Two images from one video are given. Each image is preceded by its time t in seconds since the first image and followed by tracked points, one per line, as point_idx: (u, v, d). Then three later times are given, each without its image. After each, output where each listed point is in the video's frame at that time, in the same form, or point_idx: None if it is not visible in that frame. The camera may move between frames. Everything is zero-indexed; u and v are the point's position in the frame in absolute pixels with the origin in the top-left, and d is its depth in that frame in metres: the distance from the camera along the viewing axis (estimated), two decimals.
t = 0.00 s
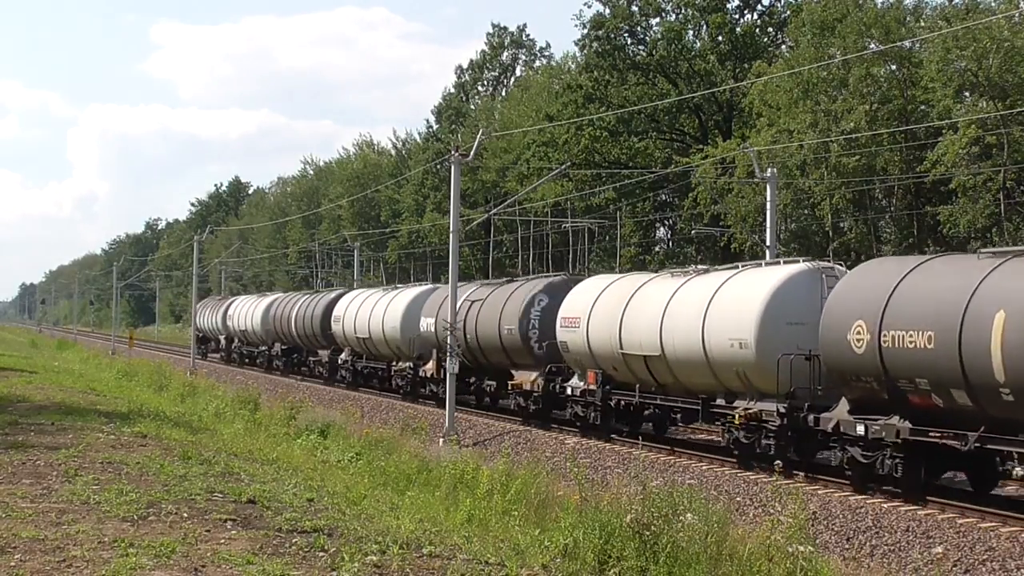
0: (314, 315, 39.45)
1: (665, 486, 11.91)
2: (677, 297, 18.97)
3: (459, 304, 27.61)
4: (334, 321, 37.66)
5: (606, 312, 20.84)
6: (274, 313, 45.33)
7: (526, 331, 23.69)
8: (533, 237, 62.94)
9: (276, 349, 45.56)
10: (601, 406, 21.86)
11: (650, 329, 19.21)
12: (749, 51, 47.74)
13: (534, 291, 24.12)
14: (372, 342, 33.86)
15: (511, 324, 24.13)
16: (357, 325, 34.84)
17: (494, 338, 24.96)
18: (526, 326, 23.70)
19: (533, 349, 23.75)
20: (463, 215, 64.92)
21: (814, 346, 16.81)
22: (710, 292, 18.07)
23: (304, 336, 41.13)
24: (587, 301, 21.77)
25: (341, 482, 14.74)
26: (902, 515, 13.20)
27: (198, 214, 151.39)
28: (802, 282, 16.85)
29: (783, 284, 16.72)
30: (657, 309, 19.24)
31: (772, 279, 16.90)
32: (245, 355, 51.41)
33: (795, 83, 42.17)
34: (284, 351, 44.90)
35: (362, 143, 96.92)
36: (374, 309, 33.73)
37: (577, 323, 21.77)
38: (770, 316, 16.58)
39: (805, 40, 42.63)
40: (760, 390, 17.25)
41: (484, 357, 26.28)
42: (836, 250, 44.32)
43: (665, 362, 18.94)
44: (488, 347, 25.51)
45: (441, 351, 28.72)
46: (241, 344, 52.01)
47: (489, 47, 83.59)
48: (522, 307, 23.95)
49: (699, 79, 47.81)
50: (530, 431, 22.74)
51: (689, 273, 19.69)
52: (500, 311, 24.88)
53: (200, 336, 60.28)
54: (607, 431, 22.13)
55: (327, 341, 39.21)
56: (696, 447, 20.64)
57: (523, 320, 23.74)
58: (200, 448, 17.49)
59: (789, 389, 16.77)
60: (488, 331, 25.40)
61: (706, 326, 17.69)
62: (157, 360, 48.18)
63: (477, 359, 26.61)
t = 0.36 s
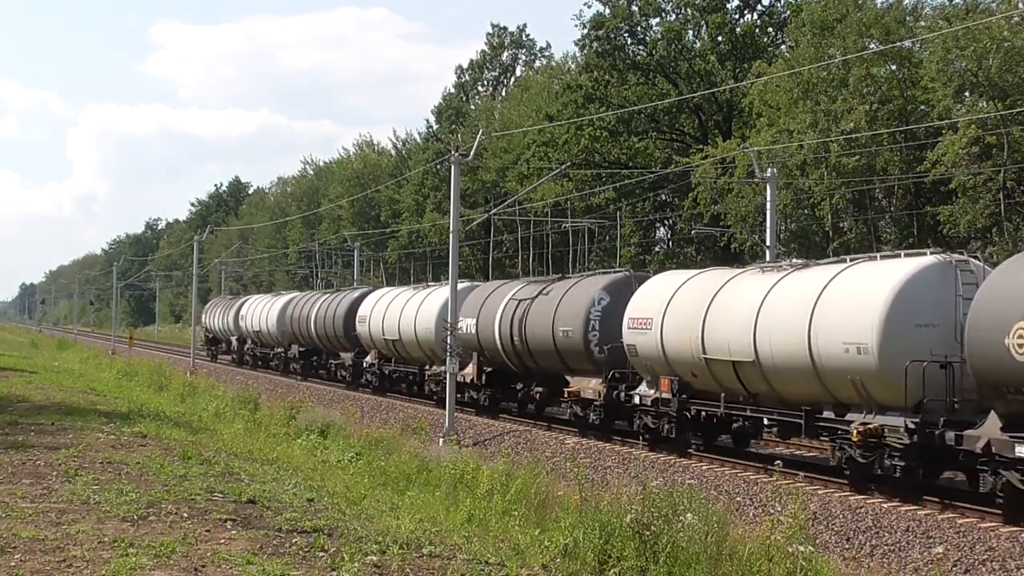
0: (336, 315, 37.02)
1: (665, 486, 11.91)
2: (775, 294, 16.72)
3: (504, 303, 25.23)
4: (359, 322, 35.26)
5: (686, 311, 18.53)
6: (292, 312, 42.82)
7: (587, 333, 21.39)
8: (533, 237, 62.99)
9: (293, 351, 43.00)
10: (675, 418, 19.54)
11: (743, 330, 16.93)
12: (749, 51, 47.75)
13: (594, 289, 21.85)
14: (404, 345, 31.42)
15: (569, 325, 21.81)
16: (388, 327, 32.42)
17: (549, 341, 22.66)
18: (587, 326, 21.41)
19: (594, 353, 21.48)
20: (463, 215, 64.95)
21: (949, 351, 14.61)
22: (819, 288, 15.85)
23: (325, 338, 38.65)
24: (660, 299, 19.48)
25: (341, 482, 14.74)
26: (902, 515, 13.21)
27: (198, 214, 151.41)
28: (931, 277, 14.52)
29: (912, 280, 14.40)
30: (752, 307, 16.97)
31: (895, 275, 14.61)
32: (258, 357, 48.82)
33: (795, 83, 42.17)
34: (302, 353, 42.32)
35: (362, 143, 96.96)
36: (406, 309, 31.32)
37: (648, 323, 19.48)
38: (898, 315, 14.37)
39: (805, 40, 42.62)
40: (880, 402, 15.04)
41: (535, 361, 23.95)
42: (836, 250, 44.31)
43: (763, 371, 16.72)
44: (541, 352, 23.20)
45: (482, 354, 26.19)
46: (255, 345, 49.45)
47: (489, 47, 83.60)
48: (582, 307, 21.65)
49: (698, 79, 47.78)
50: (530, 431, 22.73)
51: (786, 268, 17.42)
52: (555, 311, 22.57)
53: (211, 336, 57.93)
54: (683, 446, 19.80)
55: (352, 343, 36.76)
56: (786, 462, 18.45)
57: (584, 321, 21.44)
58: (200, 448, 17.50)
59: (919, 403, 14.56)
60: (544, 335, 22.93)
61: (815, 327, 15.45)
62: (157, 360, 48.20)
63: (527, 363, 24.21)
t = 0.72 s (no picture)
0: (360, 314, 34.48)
1: (666, 486, 11.91)
2: (902, 291, 14.16)
3: (558, 303, 22.67)
4: (387, 322, 32.71)
5: (785, 311, 15.96)
6: (312, 312, 40.28)
7: (660, 335, 18.87)
8: (532, 237, 63.01)
9: (314, 352, 40.48)
10: (770, 431, 17.03)
11: (863, 333, 14.38)
12: (749, 52, 47.76)
13: (668, 287, 19.31)
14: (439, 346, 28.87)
15: (640, 326, 19.29)
16: (422, 327, 29.84)
17: (614, 344, 20.15)
18: (660, 327, 18.88)
19: (668, 358, 18.99)
20: (463, 215, 64.94)
21: None
22: (962, 279, 13.35)
23: (349, 339, 36.06)
24: (750, 299, 16.91)
25: (341, 482, 14.74)
26: (902, 515, 13.20)
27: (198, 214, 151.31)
28: None
29: None
30: (873, 305, 14.42)
31: None
32: (277, 358, 46.28)
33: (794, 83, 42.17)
34: (323, 355, 39.80)
35: (362, 143, 96.94)
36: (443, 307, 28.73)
37: (738, 324, 16.90)
38: None
39: (805, 40, 42.60)
40: None
41: (596, 367, 21.41)
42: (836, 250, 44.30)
43: (890, 377, 14.12)
44: (604, 357, 20.70)
45: (480, 355, 26.19)
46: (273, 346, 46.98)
47: (489, 47, 83.58)
48: (654, 306, 19.15)
49: (699, 79, 47.77)
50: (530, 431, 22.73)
51: (909, 262, 14.84)
52: (621, 310, 20.07)
53: (221, 338, 55.61)
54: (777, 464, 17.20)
55: (378, 344, 34.14)
56: (860, 476, 16.69)
57: (656, 322, 18.92)
58: (200, 448, 17.50)
59: None
60: (606, 335, 20.36)
61: (961, 326, 12.94)
62: (156, 360, 48.21)
63: (585, 367, 21.67)
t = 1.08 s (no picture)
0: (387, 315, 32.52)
1: (666, 486, 11.91)
2: None
3: (625, 304, 20.39)
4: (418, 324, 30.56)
5: (920, 306, 13.67)
6: (334, 312, 38.29)
7: (752, 337, 16.72)
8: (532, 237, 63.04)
9: (335, 355, 38.57)
10: (895, 450, 14.67)
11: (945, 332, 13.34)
12: (749, 52, 47.76)
13: (760, 284, 17.13)
14: (481, 349, 26.08)
15: (728, 328, 17.11)
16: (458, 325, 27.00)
17: (694, 347, 17.97)
18: (753, 329, 16.73)
19: (761, 364, 16.80)
20: (463, 215, 64.99)
21: None
22: None
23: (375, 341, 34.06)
24: (872, 294, 14.57)
25: (341, 482, 14.75)
26: (902, 515, 13.21)
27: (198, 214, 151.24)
28: None
29: None
30: None
31: None
32: (295, 361, 44.52)
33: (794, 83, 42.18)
34: (345, 357, 37.90)
35: (362, 143, 96.93)
36: (485, 305, 25.94)
37: (856, 325, 14.55)
38: None
39: (805, 41, 42.59)
40: None
41: (670, 374, 19.14)
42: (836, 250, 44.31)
43: None
44: (681, 363, 18.51)
45: (479, 356, 26.23)
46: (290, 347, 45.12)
47: (490, 47, 83.55)
48: (745, 306, 16.99)
49: (699, 79, 47.78)
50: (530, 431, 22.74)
51: None
52: (704, 308, 17.92)
53: (232, 339, 54.52)
54: (903, 487, 14.88)
55: (408, 347, 32.26)
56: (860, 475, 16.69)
57: (748, 323, 16.77)
58: (200, 448, 17.50)
59: None
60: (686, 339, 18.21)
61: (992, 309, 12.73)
62: (156, 360, 48.23)
63: (657, 375, 19.52)
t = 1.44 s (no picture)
0: (418, 318, 31.25)
1: (666, 486, 11.91)
2: None
3: (706, 302, 17.92)
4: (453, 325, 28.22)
5: None
6: (361, 313, 36.81)
7: (874, 341, 14.29)
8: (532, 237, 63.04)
9: (360, 358, 37.51)
10: None
11: None
12: (749, 52, 47.80)
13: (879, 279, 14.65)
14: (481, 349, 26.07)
15: (842, 331, 14.66)
16: (491, 329, 25.29)
17: (799, 351, 15.50)
18: (874, 331, 14.29)
19: (884, 373, 14.33)
20: (463, 215, 65.00)
21: None
22: None
23: (404, 344, 32.86)
24: None
25: (341, 482, 14.75)
26: (902, 515, 13.21)
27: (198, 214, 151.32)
28: None
29: None
30: None
31: None
32: (315, 362, 43.64)
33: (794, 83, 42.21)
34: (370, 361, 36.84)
35: (362, 143, 96.97)
36: (505, 307, 24.88)
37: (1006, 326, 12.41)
38: None
39: (805, 41, 42.58)
40: None
41: (764, 382, 16.67)
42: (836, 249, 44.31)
43: None
44: (779, 369, 16.05)
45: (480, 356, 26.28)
46: (311, 349, 44.19)
47: (490, 47, 83.54)
48: (863, 304, 14.55)
49: (699, 79, 47.78)
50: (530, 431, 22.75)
51: None
52: (810, 308, 15.48)
53: (245, 340, 54.33)
54: None
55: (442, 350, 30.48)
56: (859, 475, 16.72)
57: (869, 324, 14.32)
58: (200, 448, 17.50)
59: None
60: (788, 344, 15.72)
61: None
62: (156, 360, 48.26)
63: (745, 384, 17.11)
